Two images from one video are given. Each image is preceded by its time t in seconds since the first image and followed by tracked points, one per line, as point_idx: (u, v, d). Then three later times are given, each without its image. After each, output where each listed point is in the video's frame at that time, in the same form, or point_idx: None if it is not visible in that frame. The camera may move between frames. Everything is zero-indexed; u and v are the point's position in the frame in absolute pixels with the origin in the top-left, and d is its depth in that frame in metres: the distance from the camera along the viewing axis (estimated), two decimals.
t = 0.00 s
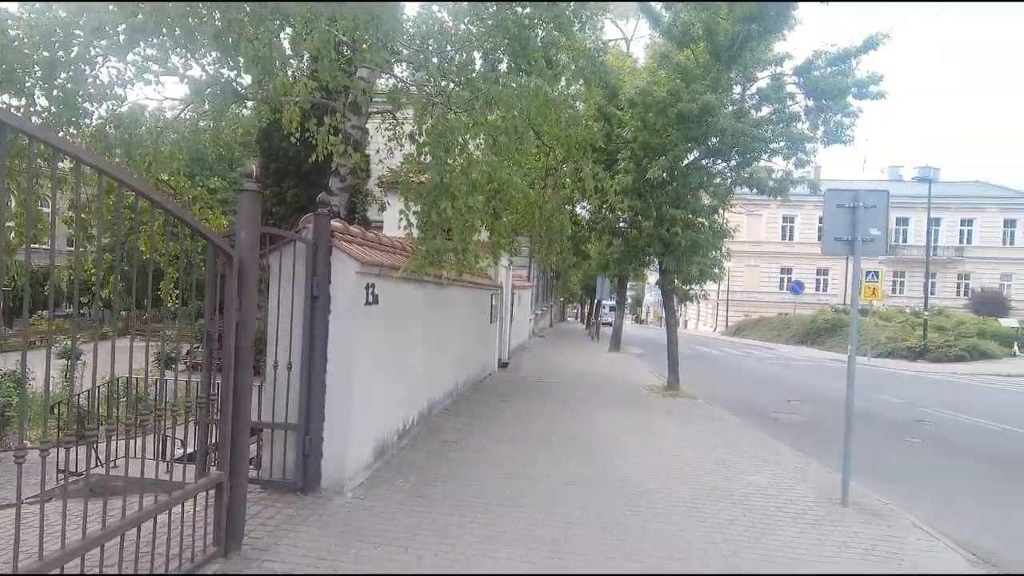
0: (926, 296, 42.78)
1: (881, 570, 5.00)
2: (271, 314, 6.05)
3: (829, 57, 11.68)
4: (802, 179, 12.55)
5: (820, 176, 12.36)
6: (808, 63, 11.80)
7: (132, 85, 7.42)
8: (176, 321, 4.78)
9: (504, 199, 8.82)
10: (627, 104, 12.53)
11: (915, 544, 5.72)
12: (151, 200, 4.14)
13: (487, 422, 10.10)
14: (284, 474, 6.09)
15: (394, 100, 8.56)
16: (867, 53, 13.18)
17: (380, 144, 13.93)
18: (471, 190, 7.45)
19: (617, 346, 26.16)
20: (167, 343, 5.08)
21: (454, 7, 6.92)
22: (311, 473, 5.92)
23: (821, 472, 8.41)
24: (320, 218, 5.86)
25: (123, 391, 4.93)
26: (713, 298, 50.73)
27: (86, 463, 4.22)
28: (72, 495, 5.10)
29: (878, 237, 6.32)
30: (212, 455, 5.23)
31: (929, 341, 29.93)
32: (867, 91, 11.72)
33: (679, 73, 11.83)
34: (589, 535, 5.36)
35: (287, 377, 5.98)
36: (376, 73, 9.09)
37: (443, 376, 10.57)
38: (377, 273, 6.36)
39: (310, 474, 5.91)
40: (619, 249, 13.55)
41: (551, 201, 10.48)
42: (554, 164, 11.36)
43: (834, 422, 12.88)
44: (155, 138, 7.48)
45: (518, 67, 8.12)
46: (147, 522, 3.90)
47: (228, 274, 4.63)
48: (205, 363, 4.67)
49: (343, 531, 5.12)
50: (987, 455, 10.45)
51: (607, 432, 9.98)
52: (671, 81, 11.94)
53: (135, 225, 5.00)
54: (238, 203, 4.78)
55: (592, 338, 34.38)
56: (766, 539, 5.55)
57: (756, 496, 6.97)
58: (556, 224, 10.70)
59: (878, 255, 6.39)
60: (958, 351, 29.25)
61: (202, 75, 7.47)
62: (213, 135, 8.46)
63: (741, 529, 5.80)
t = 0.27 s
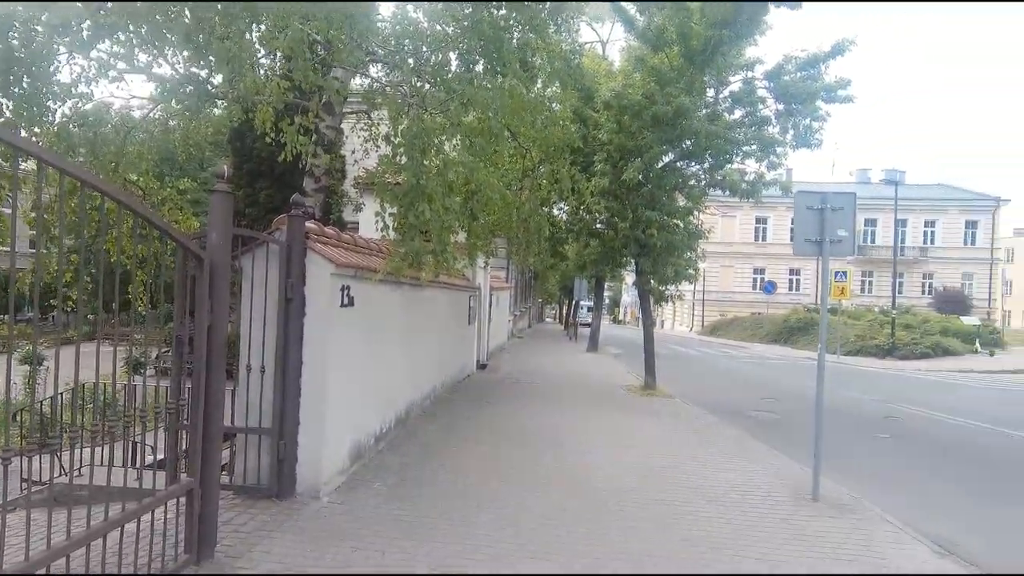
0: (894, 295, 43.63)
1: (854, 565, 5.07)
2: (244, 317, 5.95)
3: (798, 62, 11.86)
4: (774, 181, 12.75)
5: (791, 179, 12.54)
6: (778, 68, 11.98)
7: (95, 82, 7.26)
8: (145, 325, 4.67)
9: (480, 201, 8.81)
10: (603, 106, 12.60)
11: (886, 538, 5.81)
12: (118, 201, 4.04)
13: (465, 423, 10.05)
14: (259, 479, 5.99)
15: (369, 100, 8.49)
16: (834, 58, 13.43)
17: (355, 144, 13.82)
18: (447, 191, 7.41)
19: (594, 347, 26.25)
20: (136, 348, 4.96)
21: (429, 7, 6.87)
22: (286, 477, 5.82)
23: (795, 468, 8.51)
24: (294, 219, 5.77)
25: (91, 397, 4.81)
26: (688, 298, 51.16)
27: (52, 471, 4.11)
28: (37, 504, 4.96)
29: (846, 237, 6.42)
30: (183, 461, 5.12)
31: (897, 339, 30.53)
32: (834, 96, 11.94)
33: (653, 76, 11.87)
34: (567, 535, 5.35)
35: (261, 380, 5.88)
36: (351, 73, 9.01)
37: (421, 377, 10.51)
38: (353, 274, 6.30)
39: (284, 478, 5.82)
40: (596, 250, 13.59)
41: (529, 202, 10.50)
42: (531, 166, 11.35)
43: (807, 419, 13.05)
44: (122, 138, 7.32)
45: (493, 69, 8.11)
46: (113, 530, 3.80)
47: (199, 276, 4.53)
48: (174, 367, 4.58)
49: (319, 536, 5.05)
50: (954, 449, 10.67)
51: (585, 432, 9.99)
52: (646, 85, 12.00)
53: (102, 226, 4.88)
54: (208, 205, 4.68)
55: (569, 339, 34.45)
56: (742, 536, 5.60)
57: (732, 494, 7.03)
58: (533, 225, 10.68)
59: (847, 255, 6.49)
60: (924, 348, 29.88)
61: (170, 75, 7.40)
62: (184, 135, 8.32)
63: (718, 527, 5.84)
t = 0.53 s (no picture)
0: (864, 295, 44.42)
1: (829, 561, 5.13)
2: (217, 321, 5.85)
3: (769, 68, 12.01)
4: (747, 184, 12.90)
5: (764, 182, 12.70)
6: (750, 73, 12.12)
7: (62, 82, 7.11)
8: (113, 330, 4.56)
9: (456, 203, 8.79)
10: (580, 110, 12.63)
11: (859, 533, 5.90)
12: (83, 204, 3.95)
13: (443, 426, 10.00)
14: (233, 486, 5.89)
15: (344, 102, 8.43)
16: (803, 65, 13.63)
17: (330, 146, 13.71)
18: (423, 193, 7.37)
19: (572, 348, 26.33)
20: (105, 354, 4.85)
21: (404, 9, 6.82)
22: (260, 483, 5.73)
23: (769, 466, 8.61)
24: (267, 222, 5.69)
25: (57, 405, 4.69)
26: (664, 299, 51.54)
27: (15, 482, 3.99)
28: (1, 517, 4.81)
29: (815, 240, 6.51)
30: (153, 469, 5.02)
31: (867, 339, 31.10)
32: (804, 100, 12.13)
33: (629, 80, 11.89)
34: (547, 537, 5.35)
35: (234, 385, 5.78)
36: (325, 74, 8.94)
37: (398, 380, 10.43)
38: (329, 277, 6.23)
39: (259, 484, 5.73)
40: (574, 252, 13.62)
41: (506, 204, 10.50)
42: (508, 168, 11.33)
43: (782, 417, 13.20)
44: (89, 139, 7.17)
45: (469, 71, 8.08)
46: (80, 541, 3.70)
47: (168, 280, 4.45)
48: (144, 373, 4.48)
49: (295, 542, 4.98)
50: (924, 445, 10.87)
51: (564, 433, 10.00)
52: (621, 89, 12.02)
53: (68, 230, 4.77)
54: (179, 208, 4.60)
55: (547, 340, 34.51)
56: (720, 534, 5.64)
57: (709, 492, 7.08)
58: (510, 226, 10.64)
59: (816, 258, 6.59)
60: (894, 347, 30.47)
61: (139, 75, 7.25)
62: (153, 136, 8.18)
63: (696, 525, 5.87)
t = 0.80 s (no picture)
0: (836, 297, 45.13)
1: (805, 559, 5.17)
2: (188, 326, 5.73)
3: (742, 75, 12.13)
4: (722, 188, 13.01)
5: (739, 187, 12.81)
6: (723, 79, 12.24)
7: (26, 82, 6.93)
8: (79, 337, 4.44)
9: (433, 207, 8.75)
10: (557, 114, 12.67)
11: (833, 531, 5.97)
12: (46, 207, 3.84)
13: (420, 431, 9.91)
14: (205, 494, 5.77)
15: (319, 104, 8.35)
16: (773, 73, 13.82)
17: (305, 149, 13.58)
18: (400, 197, 7.32)
19: (550, 351, 26.34)
20: (71, 361, 4.72)
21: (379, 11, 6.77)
22: (233, 491, 5.62)
23: (744, 465, 8.68)
24: (239, 225, 5.59)
25: (21, 414, 4.56)
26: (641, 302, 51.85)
27: None
28: None
29: (787, 243, 6.57)
30: (121, 478, 4.89)
31: (839, 340, 31.60)
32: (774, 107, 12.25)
33: (605, 86, 11.98)
34: (524, 540, 5.31)
35: (206, 392, 5.66)
36: (299, 77, 8.85)
37: (375, 385, 10.33)
38: (303, 281, 6.15)
39: (231, 492, 5.61)
40: (553, 255, 13.61)
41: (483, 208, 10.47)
42: (485, 172, 11.31)
43: (757, 417, 13.31)
44: (55, 140, 7.00)
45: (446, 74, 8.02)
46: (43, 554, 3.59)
47: (136, 285, 4.34)
48: (111, 380, 4.37)
49: (268, 550, 4.89)
50: (895, 443, 11.04)
51: (542, 436, 9.99)
52: (597, 95, 12.07)
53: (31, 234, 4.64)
54: (146, 210, 4.50)
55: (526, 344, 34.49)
56: (697, 535, 5.66)
57: (685, 492, 7.11)
58: (488, 230, 10.60)
59: (788, 261, 6.65)
60: (864, 347, 31.02)
61: (107, 76, 7.10)
62: (121, 137, 8.01)
63: (673, 526, 5.88)
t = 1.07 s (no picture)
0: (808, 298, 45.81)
1: (778, 557, 5.20)
2: (156, 329, 5.60)
3: (715, 80, 12.22)
4: (696, 192, 13.11)
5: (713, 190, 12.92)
6: (697, 84, 12.33)
7: None
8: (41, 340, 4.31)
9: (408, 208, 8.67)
10: (533, 116, 12.59)
11: (806, 528, 6.02)
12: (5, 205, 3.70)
13: (396, 434, 9.82)
14: (174, 500, 5.63)
15: (292, 103, 8.22)
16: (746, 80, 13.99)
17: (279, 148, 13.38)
18: (375, 198, 7.23)
19: (528, 352, 26.32)
20: (32, 364, 4.57)
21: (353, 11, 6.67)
22: (202, 496, 5.49)
23: (718, 464, 8.72)
24: (209, 225, 5.47)
25: None
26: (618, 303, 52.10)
27: None
28: None
29: (758, 245, 6.59)
30: (85, 484, 4.75)
31: (810, 340, 32.08)
32: (746, 112, 12.52)
33: (582, 90, 12.01)
34: (498, 541, 5.27)
35: (174, 395, 5.53)
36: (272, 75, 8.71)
37: (350, 387, 10.21)
38: (276, 282, 6.04)
39: (201, 498, 5.48)
40: (530, 257, 13.59)
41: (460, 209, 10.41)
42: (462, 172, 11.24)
43: (732, 416, 13.42)
44: (17, 136, 6.79)
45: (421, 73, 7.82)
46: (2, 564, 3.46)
47: (100, 285, 4.22)
48: (75, 384, 4.24)
49: (239, 555, 4.79)
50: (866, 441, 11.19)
51: (519, 437, 9.95)
52: (573, 98, 12.06)
53: None
54: (111, 209, 4.38)
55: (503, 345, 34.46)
56: (673, 534, 5.66)
57: (660, 491, 7.12)
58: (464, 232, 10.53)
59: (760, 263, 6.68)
60: (835, 347, 31.55)
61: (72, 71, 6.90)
62: (87, 134, 7.80)
63: (647, 525, 5.88)
